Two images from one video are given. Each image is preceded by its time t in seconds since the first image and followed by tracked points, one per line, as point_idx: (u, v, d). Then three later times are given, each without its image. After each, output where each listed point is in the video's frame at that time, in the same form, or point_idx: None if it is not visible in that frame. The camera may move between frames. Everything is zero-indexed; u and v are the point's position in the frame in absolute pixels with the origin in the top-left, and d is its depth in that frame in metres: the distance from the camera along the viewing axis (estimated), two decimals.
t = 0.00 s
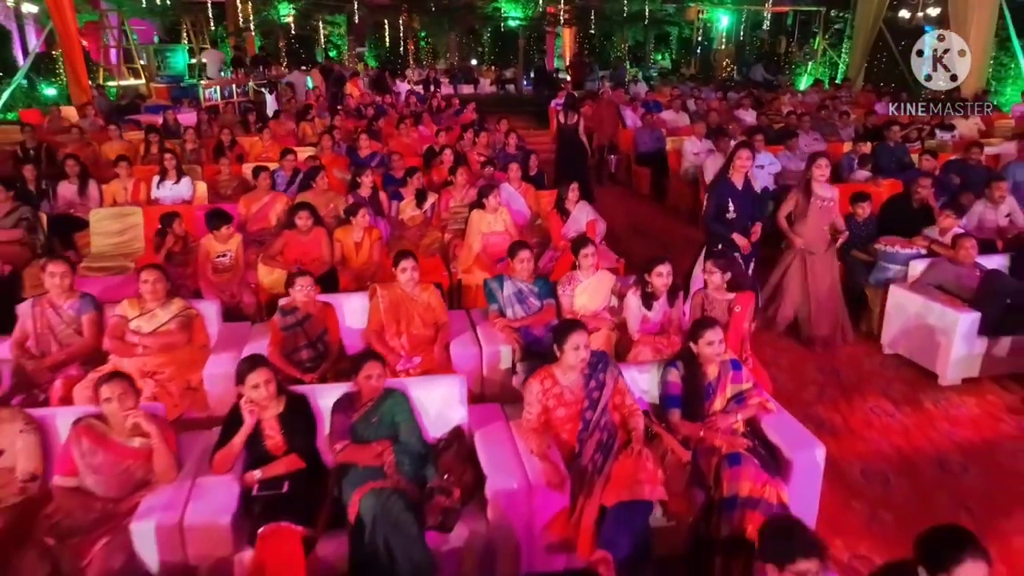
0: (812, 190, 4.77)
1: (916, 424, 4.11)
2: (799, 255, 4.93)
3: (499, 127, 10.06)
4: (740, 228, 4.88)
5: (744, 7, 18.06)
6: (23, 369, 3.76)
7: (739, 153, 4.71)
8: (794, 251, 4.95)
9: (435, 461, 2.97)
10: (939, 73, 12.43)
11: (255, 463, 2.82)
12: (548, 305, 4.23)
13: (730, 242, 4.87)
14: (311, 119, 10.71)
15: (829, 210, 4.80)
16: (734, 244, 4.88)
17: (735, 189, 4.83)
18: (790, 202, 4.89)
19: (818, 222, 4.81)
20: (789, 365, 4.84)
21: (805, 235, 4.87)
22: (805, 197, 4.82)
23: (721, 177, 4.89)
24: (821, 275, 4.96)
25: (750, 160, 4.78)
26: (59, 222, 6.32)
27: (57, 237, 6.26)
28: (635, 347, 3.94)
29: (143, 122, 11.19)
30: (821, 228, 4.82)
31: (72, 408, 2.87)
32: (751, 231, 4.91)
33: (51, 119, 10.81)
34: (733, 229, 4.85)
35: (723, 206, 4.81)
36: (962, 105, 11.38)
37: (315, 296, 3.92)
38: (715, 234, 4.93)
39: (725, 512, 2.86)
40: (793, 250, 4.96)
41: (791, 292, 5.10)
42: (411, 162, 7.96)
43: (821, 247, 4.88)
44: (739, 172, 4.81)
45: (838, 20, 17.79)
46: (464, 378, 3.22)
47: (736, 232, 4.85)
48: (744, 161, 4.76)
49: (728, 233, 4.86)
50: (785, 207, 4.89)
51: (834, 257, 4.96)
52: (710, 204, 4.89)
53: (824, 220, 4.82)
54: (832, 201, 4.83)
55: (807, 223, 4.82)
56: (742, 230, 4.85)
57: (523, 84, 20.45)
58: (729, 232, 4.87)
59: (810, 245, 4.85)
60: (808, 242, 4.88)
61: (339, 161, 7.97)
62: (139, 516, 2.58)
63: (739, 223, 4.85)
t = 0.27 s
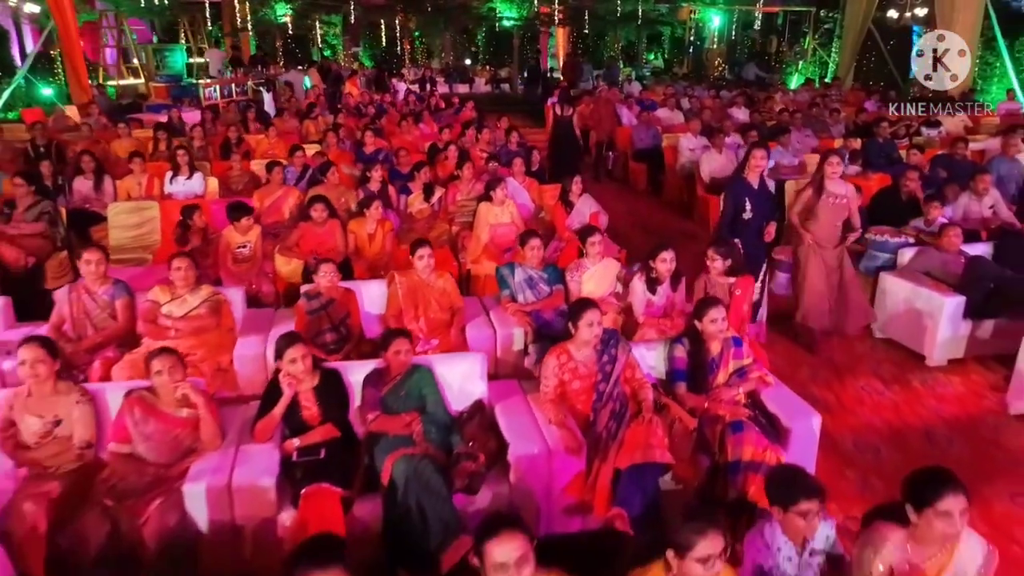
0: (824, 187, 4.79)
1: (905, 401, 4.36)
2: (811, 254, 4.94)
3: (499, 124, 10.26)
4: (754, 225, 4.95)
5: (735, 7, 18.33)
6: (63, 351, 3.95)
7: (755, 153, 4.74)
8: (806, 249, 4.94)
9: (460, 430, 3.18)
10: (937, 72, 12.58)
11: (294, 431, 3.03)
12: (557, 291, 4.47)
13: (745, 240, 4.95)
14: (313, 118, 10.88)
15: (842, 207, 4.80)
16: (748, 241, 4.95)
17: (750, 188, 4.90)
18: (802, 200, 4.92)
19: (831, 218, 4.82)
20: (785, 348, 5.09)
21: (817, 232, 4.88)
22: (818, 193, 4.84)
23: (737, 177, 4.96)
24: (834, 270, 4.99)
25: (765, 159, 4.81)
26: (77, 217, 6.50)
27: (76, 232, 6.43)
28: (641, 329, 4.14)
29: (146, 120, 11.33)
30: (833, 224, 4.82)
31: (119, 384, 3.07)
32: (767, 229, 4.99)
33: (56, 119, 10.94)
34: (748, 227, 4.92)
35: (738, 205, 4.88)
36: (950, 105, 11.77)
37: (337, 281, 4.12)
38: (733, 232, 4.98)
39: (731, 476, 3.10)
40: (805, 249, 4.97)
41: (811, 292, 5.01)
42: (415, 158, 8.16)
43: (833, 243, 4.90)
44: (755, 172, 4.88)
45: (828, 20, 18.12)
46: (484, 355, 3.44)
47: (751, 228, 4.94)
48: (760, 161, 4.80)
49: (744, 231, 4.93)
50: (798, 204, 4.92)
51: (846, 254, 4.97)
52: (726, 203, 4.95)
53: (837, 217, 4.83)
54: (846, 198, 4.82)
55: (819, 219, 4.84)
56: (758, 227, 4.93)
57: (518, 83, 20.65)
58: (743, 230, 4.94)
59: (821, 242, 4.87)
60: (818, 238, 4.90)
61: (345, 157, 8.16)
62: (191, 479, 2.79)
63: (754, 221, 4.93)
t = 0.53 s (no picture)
0: (844, 188, 4.88)
1: (903, 382, 4.60)
2: (829, 254, 5.05)
3: (506, 122, 10.47)
4: (772, 223, 5.04)
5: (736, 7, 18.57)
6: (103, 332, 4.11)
7: (778, 152, 4.76)
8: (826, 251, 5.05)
9: (488, 403, 3.41)
10: (937, 72, 12.80)
11: (335, 403, 3.26)
12: (572, 278, 4.70)
13: (763, 237, 5.05)
14: (324, 115, 11.09)
15: (862, 208, 4.90)
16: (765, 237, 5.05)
17: (771, 185, 4.94)
18: (822, 201, 4.99)
19: (851, 220, 4.92)
20: (788, 335, 5.32)
21: (836, 232, 4.98)
22: (837, 194, 4.91)
23: (758, 174, 5.00)
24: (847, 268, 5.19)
25: (787, 158, 4.84)
26: (104, 211, 6.75)
27: (103, 226, 6.66)
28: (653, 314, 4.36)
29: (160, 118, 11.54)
30: (853, 225, 4.93)
31: (171, 360, 3.30)
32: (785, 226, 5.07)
33: (72, 117, 11.15)
34: (766, 224, 5.00)
35: (758, 202, 4.95)
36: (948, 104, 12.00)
37: (364, 268, 4.35)
38: (751, 228, 5.06)
39: (741, 445, 3.33)
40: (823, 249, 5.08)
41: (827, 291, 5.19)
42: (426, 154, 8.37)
43: (852, 245, 5.01)
44: (776, 170, 4.91)
45: (827, 20, 18.38)
46: (507, 336, 3.68)
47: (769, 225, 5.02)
48: (782, 159, 4.84)
49: (763, 228, 5.02)
50: (817, 205, 4.98)
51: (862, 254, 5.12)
52: (745, 200, 5.01)
53: (857, 219, 4.93)
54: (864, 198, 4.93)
55: (839, 220, 4.93)
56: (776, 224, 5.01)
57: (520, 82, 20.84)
58: (761, 226, 5.03)
59: (840, 243, 4.96)
60: (838, 240, 4.99)
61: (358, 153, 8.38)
62: (243, 445, 3.03)
63: (773, 218, 5.01)
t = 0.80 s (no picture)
0: (862, 187, 4.91)
1: (903, 368, 4.80)
2: (848, 254, 5.07)
3: (514, 121, 10.67)
4: (793, 225, 5.14)
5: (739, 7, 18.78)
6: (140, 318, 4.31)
7: (798, 155, 4.85)
8: (842, 251, 5.09)
9: (510, 382, 3.61)
10: (937, 72, 12.99)
11: (366, 382, 3.45)
12: (585, 269, 4.92)
13: (783, 239, 5.15)
14: (334, 114, 11.28)
15: (879, 207, 4.94)
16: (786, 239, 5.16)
17: (791, 188, 5.03)
18: (839, 200, 5.04)
19: (869, 219, 4.95)
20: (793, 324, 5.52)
21: (854, 231, 5.00)
22: (854, 193, 4.95)
23: (778, 176, 5.10)
24: (866, 279, 5.08)
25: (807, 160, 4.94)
26: (127, 206, 6.97)
27: (127, 220, 6.86)
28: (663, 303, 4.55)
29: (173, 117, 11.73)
30: (871, 225, 4.95)
31: (212, 342, 3.52)
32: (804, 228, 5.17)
33: (88, 115, 11.35)
34: (787, 225, 5.11)
35: (779, 204, 5.05)
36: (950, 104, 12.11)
37: (387, 258, 4.55)
38: (772, 230, 5.17)
39: (749, 423, 3.53)
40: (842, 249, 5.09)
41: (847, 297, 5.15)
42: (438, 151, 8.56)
43: (871, 245, 5.02)
44: (796, 172, 5.01)
45: (830, 20, 18.48)
46: (526, 320, 3.85)
47: (789, 226, 5.13)
48: (802, 161, 4.93)
49: (783, 230, 5.13)
50: (834, 205, 5.03)
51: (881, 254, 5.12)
52: (766, 203, 5.12)
53: (875, 218, 4.96)
54: (881, 197, 4.96)
55: (857, 220, 4.96)
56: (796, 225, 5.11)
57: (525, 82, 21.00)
58: (782, 228, 5.14)
59: (859, 243, 4.99)
60: (856, 239, 5.02)
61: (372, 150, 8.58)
62: (283, 419, 3.22)
63: (793, 220, 5.11)
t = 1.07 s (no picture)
0: (884, 191, 4.92)
1: (902, 354, 5.02)
2: (868, 257, 5.06)
3: (521, 119, 10.88)
4: (816, 222, 5.38)
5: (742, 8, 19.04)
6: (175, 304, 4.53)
7: (819, 153, 5.13)
8: (863, 254, 5.08)
9: (529, 363, 3.84)
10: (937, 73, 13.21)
11: (394, 362, 3.67)
12: (596, 260, 5.14)
13: (806, 235, 5.42)
14: (345, 113, 11.50)
15: (901, 211, 4.91)
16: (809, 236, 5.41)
17: (815, 186, 5.32)
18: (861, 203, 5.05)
19: (890, 222, 4.92)
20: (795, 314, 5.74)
21: (874, 234, 4.99)
22: (877, 196, 4.95)
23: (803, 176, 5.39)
24: (883, 283, 5.05)
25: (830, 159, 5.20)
26: (151, 201, 7.20)
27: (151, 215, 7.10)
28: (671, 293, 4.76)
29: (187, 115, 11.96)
30: (892, 228, 4.93)
31: (248, 325, 3.77)
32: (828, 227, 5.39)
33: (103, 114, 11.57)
34: (810, 223, 5.36)
35: (803, 202, 5.32)
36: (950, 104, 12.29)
37: (408, 249, 4.77)
38: (796, 227, 5.44)
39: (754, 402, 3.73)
40: (863, 252, 5.09)
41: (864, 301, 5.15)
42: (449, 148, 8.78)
43: (892, 249, 4.97)
44: (818, 171, 5.29)
45: (832, 21, 18.79)
46: (543, 305, 4.07)
47: (812, 223, 5.38)
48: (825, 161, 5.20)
49: (806, 226, 5.39)
50: (856, 207, 5.04)
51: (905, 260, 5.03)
52: (791, 200, 5.41)
53: (896, 222, 4.93)
54: (905, 203, 4.93)
55: (877, 223, 4.95)
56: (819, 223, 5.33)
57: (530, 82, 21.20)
58: (805, 226, 5.40)
59: (879, 246, 4.97)
60: (877, 242, 5.00)
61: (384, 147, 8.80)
62: (318, 395, 3.43)
63: (817, 218, 5.35)
